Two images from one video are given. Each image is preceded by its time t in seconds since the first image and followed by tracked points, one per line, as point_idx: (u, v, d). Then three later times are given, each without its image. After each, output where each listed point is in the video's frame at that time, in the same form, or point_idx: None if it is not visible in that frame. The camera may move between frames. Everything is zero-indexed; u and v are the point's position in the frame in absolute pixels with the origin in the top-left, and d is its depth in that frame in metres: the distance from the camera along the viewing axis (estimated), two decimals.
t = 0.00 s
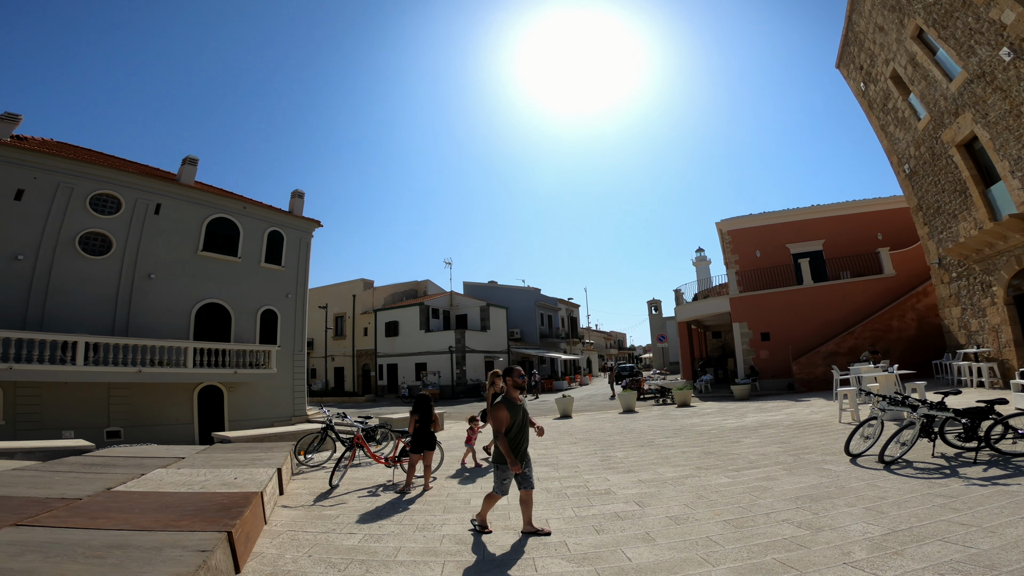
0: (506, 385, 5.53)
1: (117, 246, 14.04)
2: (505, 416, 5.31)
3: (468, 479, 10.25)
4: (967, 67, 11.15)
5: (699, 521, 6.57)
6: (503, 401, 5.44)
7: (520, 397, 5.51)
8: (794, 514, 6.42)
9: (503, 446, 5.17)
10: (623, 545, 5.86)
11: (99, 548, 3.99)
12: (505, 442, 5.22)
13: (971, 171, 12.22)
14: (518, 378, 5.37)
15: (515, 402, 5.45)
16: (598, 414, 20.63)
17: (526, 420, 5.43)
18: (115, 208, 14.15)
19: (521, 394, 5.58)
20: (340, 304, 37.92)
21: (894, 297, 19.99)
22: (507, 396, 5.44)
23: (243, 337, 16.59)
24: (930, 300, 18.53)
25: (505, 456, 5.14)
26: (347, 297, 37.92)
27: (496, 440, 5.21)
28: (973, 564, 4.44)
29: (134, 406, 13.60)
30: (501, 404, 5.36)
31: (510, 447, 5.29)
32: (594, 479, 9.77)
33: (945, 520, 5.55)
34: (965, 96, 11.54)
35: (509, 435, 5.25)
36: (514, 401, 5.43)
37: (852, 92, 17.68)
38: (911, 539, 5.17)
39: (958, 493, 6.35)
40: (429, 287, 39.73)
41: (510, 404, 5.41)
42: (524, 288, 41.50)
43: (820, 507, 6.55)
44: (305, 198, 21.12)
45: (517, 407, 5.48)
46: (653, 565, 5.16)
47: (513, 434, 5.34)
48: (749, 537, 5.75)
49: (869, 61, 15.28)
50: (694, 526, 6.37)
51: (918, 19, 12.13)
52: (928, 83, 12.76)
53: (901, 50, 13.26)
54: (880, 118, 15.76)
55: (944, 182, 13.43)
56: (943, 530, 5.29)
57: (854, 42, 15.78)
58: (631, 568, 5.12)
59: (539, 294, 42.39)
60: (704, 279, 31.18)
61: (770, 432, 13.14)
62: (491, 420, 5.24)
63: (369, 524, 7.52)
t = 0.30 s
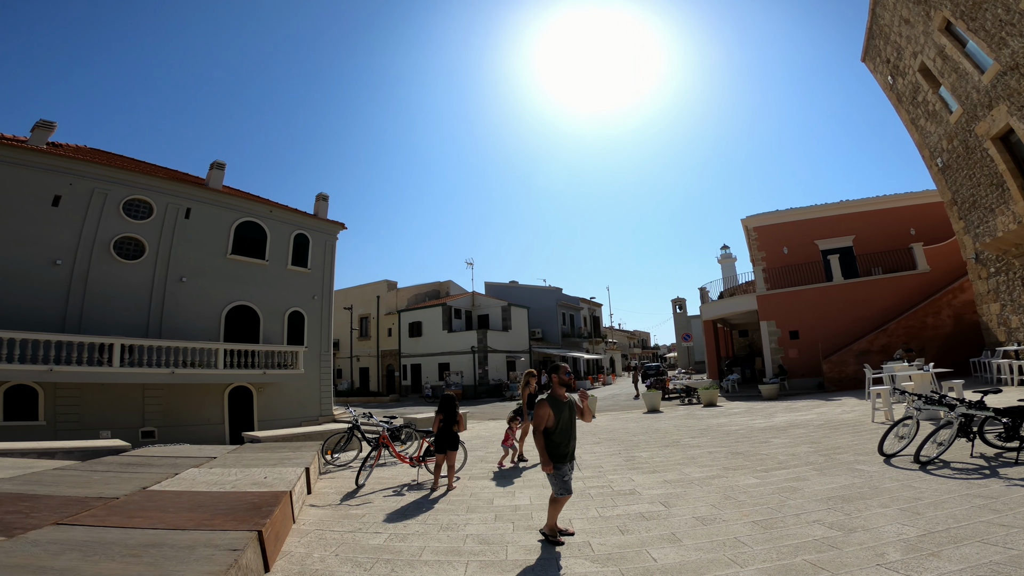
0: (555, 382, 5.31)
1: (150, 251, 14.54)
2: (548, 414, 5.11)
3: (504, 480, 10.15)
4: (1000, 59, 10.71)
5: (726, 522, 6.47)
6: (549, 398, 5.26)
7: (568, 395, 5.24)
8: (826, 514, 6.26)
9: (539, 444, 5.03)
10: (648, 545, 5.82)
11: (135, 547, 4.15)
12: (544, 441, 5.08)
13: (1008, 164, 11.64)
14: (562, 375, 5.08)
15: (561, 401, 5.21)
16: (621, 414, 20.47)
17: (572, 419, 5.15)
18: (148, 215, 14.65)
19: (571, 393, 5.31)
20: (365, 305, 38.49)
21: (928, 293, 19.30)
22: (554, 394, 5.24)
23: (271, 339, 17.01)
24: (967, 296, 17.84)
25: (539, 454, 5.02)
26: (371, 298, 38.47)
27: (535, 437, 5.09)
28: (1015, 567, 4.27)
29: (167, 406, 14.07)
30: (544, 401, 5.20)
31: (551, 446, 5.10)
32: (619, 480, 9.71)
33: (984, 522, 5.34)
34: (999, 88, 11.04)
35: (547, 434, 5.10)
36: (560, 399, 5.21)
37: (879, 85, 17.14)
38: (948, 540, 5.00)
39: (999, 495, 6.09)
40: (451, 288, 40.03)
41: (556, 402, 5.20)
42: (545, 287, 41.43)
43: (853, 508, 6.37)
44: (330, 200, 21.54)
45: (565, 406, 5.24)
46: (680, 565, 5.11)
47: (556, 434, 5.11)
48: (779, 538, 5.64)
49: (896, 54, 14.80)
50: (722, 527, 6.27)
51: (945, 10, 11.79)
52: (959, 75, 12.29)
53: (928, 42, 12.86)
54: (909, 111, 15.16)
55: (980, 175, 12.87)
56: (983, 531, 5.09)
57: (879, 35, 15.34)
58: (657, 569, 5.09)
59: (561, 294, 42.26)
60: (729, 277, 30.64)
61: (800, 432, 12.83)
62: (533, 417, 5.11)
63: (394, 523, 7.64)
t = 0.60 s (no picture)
0: (601, 383, 5.26)
1: (179, 255, 14.98)
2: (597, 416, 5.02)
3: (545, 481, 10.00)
4: None
5: (753, 523, 6.37)
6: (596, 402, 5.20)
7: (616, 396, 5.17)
8: (856, 515, 6.11)
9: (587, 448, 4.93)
10: (672, 546, 5.77)
11: (167, 546, 4.31)
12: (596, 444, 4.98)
13: None
14: (611, 375, 5.03)
15: (609, 403, 5.14)
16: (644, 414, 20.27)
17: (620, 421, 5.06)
18: (177, 220, 15.10)
19: (619, 394, 5.24)
20: (387, 306, 38.96)
21: (962, 289, 18.61)
22: (601, 396, 5.18)
23: (296, 339, 17.37)
24: (1004, 292, 17.13)
25: (588, 459, 4.93)
26: (393, 299, 38.91)
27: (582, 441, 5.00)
28: None
29: (197, 407, 14.50)
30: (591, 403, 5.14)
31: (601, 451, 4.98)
32: (642, 480, 9.64)
33: None
34: None
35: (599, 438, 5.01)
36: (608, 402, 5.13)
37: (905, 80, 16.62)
38: (985, 541, 4.83)
39: None
40: (472, 288, 40.21)
41: (604, 404, 5.12)
42: (566, 287, 41.27)
43: (884, 509, 6.21)
44: (352, 202, 21.91)
45: (612, 408, 5.17)
46: (704, 566, 5.06)
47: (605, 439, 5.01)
48: (807, 539, 5.52)
49: (922, 47, 14.34)
50: (749, 528, 6.18)
51: (972, 3, 11.47)
52: (988, 68, 11.86)
53: (955, 35, 12.48)
54: (938, 105, 14.63)
55: (1016, 169, 12.30)
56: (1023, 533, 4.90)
57: (903, 29, 14.89)
58: (681, 569, 5.05)
59: (582, 293, 42.05)
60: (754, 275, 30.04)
61: (829, 432, 12.51)
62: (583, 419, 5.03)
63: (417, 522, 7.74)
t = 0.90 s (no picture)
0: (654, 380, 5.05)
1: (207, 258, 15.43)
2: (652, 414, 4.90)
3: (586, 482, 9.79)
4: None
5: (780, 523, 6.26)
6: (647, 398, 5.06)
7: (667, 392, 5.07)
8: (888, 516, 5.96)
9: (652, 449, 4.80)
10: (697, 546, 5.72)
11: (200, 545, 4.46)
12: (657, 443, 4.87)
13: None
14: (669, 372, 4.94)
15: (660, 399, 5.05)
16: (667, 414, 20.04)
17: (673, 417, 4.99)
18: (205, 224, 15.57)
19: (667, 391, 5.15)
20: (409, 306, 39.32)
21: (999, 284, 17.89)
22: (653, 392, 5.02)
23: (320, 340, 17.74)
24: None
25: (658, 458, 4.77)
26: (414, 300, 39.26)
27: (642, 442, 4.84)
28: None
29: (225, 407, 14.93)
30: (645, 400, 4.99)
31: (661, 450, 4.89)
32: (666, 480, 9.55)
33: None
34: None
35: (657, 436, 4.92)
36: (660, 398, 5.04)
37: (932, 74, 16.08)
38: None
39: None
40: (492, 288, 40.30)
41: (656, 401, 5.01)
42: (587, 286, 41.04)
43: (917, 510, 6.04)
44: (374, 204, 22.23)
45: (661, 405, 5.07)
46: (730, 566, 5.00)
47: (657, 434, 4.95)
48: (835, 539, 5.41)
49: (948, 40, 13.87)
50: (776, 528, 6.09)
51: None
52: (1019, 60, 11.34)
53: (983, 27, 12.04)
54: (967, 98, 14.10)
55: None
56: None
57: (927, 22, 14.44)
58: (706, 569, 5.01)
59: (603, 292, 41.76)
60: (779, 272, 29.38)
61: (859, 432, 12.17)
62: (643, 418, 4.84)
63: (439, 522, 7.84)
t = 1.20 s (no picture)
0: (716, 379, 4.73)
1: (234, 261, 15.77)
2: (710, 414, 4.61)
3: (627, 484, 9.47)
4: None
5: (809, 523, 6.09)
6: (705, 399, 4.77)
7: (729, 394, 4.77)
8: (922, 516, 5.73)
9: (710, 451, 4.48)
10: (724, 545, 5.61)
11: (230, 543, 4.55)
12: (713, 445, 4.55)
13: None
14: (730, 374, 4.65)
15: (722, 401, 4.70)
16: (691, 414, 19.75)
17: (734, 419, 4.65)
18: (231, 227, 15.92)
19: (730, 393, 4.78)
20: (430, 306, 39.55)
21: None
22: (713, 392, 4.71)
23: (343, 341, 18.01)
24: None
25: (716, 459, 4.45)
26: (435, 299, 39.49)
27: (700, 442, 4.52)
28: None
29: (253, 407, 15.25)
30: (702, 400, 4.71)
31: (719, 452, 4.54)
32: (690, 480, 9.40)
33: None
34: None
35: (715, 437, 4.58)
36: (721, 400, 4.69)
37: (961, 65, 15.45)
38: None
39: None
40: (512, 287, 40.26)
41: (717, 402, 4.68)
42: (608, 284, 40.66)
43: (953, 509, 5.79)
44: (394, 205, 22.42)
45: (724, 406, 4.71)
46: (759, 565, 4.88)
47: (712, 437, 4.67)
48: (867, 539, 5.23)
49: (975, 31, 13.27)
50: (805, 528, 5.92)
51: None
52: None
53: (1010, 18, 11.38)
54: (998, 90, 13.56)
55: None
56: None
57: (953, 13, 13.89)
58: (733, 568, 4.90)
59: (624, 290, 41.34)
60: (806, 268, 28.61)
61: (891, 431, 11.77)
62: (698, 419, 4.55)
63: (462, 521, 7.85)
